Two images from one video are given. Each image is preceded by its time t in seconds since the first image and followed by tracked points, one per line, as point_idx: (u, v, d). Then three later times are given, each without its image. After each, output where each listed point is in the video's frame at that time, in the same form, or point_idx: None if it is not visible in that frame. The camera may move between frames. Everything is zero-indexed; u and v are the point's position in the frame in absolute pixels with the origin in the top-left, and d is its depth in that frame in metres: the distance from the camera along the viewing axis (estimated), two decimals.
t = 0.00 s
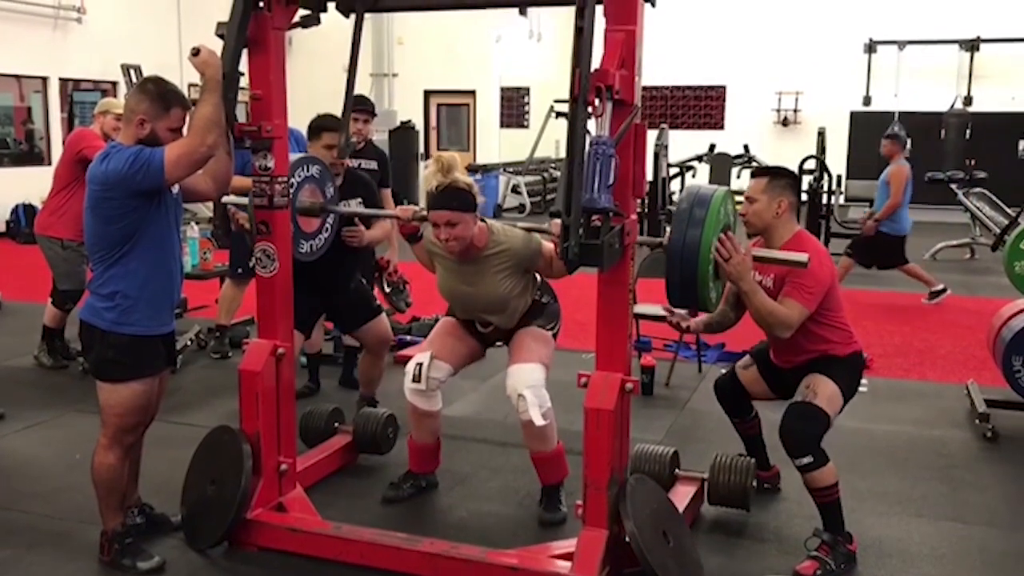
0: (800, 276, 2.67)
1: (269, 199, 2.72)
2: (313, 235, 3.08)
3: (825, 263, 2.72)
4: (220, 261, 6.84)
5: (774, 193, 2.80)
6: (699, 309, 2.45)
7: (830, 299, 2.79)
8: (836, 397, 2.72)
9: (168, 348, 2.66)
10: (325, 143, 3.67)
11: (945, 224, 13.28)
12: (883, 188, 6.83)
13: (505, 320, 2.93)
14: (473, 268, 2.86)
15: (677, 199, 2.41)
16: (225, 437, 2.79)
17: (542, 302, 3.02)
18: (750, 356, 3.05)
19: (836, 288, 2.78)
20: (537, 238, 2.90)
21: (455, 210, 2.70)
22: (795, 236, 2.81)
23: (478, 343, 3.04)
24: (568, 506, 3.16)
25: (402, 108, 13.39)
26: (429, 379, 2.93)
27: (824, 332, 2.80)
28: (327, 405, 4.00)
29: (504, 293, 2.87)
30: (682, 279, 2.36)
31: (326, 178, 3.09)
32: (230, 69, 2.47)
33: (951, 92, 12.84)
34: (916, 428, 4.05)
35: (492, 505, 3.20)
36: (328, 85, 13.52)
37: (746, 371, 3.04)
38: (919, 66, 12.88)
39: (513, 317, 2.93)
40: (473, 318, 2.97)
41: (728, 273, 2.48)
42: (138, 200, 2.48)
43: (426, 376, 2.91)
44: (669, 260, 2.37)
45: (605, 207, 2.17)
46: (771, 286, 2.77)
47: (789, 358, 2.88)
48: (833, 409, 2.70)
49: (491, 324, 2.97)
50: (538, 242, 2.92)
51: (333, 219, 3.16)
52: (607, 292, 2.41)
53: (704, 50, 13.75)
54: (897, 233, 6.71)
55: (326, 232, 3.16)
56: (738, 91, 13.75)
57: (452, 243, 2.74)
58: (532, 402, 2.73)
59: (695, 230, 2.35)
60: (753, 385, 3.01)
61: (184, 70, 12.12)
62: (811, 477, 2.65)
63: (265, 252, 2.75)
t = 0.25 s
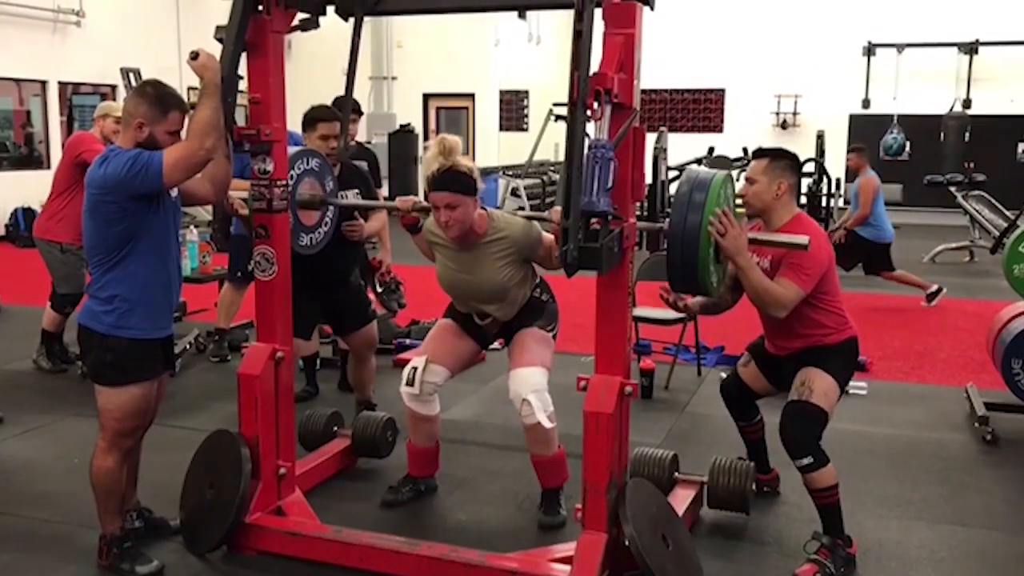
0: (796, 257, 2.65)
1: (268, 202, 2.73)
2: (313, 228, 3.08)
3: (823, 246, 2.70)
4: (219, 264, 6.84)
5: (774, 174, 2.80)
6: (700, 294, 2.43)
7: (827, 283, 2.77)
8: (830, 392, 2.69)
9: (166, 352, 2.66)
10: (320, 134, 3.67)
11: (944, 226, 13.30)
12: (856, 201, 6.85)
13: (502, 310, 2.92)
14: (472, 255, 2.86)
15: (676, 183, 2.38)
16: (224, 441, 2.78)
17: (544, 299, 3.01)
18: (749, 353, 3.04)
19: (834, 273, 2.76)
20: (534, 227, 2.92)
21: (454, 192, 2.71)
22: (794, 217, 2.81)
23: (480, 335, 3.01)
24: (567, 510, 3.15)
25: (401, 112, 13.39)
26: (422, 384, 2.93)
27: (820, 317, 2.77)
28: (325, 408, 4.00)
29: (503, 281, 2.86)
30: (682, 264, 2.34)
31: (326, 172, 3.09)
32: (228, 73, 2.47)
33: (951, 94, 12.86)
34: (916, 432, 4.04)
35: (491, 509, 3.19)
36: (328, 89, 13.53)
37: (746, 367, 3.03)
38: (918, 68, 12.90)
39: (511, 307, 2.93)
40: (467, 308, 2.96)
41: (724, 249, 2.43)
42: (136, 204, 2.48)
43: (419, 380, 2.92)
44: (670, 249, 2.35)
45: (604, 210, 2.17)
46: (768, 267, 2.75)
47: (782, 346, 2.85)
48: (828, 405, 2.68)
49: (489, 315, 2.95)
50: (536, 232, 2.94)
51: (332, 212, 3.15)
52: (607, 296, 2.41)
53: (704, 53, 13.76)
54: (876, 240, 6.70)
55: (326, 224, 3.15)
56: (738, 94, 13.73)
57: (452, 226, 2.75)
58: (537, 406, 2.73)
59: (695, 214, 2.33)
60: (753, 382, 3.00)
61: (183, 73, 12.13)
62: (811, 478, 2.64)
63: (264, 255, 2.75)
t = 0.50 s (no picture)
0: (797, 235, 2.65)
1: (268, 203, 2.72)
2: (314, 216, 3.02)
3: (822, 226, 2.70)
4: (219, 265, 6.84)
5: (777, 156, 2.80)
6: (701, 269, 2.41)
7: (826, 266, 2.76)
8: (827, 383, 2.67)
9: (166, 354, 2.66)
10: (319, 129, 3.68)
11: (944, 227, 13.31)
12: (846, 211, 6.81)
13: (500, 292, 2.90)
14: (472, 235, 2.85)
15: (679, 156, 2.39)
16: (223, 442, 2.78)
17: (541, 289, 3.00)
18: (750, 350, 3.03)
19: (833, 256, 2.75)
20: (535, 210, 2.89)
21: (454, 170, 2.70)
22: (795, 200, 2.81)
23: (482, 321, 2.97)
24: (568, 511, 3.15)
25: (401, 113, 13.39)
26: (423, 386, 2.93)
27: (818, 301, 2.76)
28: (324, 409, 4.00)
29: (502, 262, 2.84)
30: (683, 240, 2.33)
31: (325, 161, 3.05)
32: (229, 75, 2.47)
33: (951, 95, 12.88)
34: (916, 433, 4.04)
35: (491, 510, 3.19)
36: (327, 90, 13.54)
37: (749, 366, 3.02)
38: (918, 69, 12.92)
39: (509, 290, 2.91)
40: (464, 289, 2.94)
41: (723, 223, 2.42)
42: (136, 205, 2.48)
43: (419, 383, 2.91)
44: (671, 222, 2.35)
45: (604, 211, 2.17)
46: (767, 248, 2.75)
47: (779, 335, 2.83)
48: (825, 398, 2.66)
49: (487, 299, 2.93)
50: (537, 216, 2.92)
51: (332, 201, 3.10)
52: (607, 297, 2.41)
53: (703, 54, 13.76)
54: (869, 250, 6.67)
55: (325, 215, 3.09)
56: (737, 95, 13.71)
57: (451, 204, 2.74)
58: (541, 407, 2.75)
59: (696, 190, 2.33)
60: (756, 378, 3.00)
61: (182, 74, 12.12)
62: (812, 475, 2.65)
63: (264, 257, 2.74)
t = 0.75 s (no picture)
0: (803, 209, 2.64)
1: (269, 205, 2.73)
2: (314, 188, 2.98)
3: (826, 206, 2.69)
4: (220, 267, 6.84)
5: (784, 137, 2.86)
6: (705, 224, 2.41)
7: (826, 250, 2.74)
8: (827, 375, 2.68)
9: (167, 355, 2.66)
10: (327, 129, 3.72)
11: (944, 227, 13.31)
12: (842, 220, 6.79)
13: (499, 259, 2.83)
14: (471, 196, 2.79)
15: (680, 112, 2.40)
16: (224, 444, 2.78)
17: (538, 270, 2.96)
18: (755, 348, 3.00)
19: (834, 240, 2.73)
20: (538, 177, 2.82)
21: (454, 128, 2.67)
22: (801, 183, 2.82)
23: (478, 298, 2.92)
24: (568, 512, 3.15)
25: (402, 115, 13.41)
26: (427, 384, 2.94)
27: (818, 283, 2.74)
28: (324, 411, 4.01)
29: (501, 226, 2.77)
30: (685, 190, 2.33)
31: (325, 135, 3.05)
32: (229, 76, 2.47)
33: (951, 96, 12.89)
34: (916, 433, 4.04)
35: (492, 511, 3.19)
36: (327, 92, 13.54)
37: (757, 365, 2.99)
38: (918, 70, 12.92)
39: (507, 258, 2.83)
40: (463, 256, 2.88)
41: (730, 188, 2.43)
42: (137, 207, 2.49)
43: (422, 383, 2.91)
44: (673, 174, 2.35)
45: (605, 212, 2.17)
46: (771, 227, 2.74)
47: (778, 319, 2.80)
48: (826, 391, 2.67)
49: (484, 265, 2.85)
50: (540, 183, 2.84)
51: (332, 174, 3.06)
52: (607, 297, 2.41)
53: (703, 54, 13.76)
54: (865, 259, 6.70)
55: (325, 189, 3.05)
56: (737, 96, 13.71)
57: (450, 163, 2.70)
58: (537, 407, 2.77)
59: (698, 145, 2.32)
60: (764, 376, 2.97)
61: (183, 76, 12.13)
62: (819, 470, 2.66)
63: (265, 258, 2.74)
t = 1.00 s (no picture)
0: (809, 209, 2.63)
1: (269, 207, 2.73)
2: (314, 168, 3.03)
3: (830, 205, 2.69)
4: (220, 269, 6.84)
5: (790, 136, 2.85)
6: (707, 191, 2.40)
7: (829, 249, 2.75)
8: (830, 375, 2.69)
9: (168, 356, 2.66)
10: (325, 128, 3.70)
11: (944, 228, 13.30)
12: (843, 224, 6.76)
13: (498, 231, 2.82)
14: (472, 169, 2.80)
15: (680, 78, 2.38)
16: (225, 445, 2.78)
17: (528, 259, 2.92)
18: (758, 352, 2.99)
19: (837, 239, 2.73)
20: (538, 150, 2.85)
21: (456, 102, 2.66)
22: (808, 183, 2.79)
23: (459, 273, 2.92)
24: (569, 513, 3.15)
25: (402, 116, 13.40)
26: (438, 389, 2.97)
27: (821, 281, 2.74)
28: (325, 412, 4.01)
29: (503, 196, 2.77)
30: (689, 158, 2.33)
31: (326, 115, 3.09)
32: (231, 78, 2.47)
33: (951, 96, 12.89)
34: (918, 434, 4.04)
35: (493, 513, 3.19)
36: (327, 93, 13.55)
37: (760, 368, 2.98)
38: (918, 71, 12.93)
39: (506, 230, 2.83)
40: (461, 233, 2.87)
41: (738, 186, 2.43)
42: (138, 208, 2.49)
43: (435, 390, 2.96)
44: (676, 143, 2.34)
45: (605, 214, 2.17)
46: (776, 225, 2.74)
47: (781, 319, 2.79)
48: (829, 391, 2.68)
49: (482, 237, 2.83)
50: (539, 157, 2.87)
51: (333, 156, 3.10)
52: (608, 299, 2.41)
53: (704, 55, 13.75)
54: (864, 264, 6.74)
55: (326, 170, 3.10)
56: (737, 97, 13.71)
57: (451, 137, 2.69)
58: (532, 407, 2.83)
59: (698, 112, 2.31)
60: (769, 379, 2.96)
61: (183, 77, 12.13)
62: (823, 470, 2.66)
63: (266, 260, 2.75)
